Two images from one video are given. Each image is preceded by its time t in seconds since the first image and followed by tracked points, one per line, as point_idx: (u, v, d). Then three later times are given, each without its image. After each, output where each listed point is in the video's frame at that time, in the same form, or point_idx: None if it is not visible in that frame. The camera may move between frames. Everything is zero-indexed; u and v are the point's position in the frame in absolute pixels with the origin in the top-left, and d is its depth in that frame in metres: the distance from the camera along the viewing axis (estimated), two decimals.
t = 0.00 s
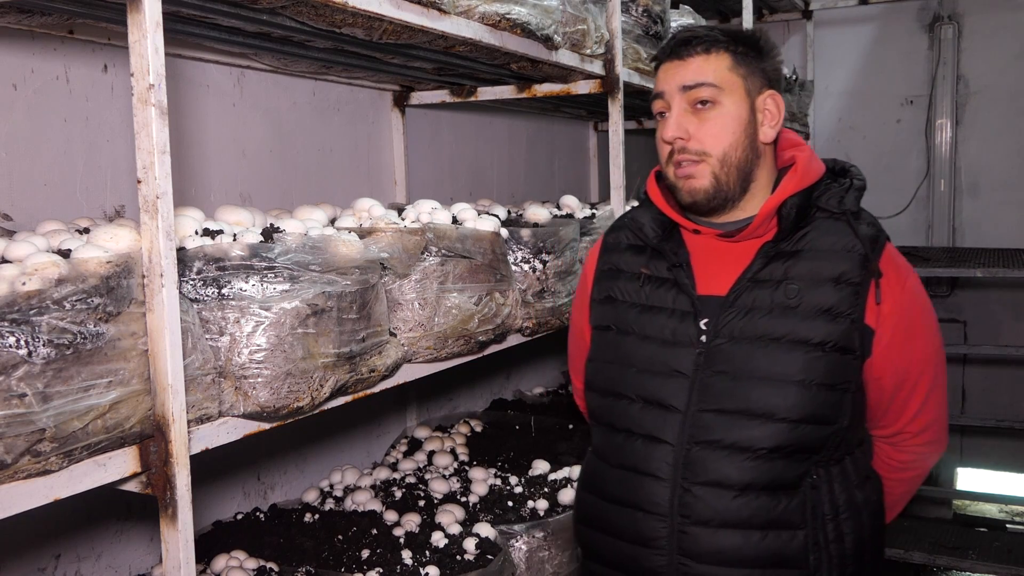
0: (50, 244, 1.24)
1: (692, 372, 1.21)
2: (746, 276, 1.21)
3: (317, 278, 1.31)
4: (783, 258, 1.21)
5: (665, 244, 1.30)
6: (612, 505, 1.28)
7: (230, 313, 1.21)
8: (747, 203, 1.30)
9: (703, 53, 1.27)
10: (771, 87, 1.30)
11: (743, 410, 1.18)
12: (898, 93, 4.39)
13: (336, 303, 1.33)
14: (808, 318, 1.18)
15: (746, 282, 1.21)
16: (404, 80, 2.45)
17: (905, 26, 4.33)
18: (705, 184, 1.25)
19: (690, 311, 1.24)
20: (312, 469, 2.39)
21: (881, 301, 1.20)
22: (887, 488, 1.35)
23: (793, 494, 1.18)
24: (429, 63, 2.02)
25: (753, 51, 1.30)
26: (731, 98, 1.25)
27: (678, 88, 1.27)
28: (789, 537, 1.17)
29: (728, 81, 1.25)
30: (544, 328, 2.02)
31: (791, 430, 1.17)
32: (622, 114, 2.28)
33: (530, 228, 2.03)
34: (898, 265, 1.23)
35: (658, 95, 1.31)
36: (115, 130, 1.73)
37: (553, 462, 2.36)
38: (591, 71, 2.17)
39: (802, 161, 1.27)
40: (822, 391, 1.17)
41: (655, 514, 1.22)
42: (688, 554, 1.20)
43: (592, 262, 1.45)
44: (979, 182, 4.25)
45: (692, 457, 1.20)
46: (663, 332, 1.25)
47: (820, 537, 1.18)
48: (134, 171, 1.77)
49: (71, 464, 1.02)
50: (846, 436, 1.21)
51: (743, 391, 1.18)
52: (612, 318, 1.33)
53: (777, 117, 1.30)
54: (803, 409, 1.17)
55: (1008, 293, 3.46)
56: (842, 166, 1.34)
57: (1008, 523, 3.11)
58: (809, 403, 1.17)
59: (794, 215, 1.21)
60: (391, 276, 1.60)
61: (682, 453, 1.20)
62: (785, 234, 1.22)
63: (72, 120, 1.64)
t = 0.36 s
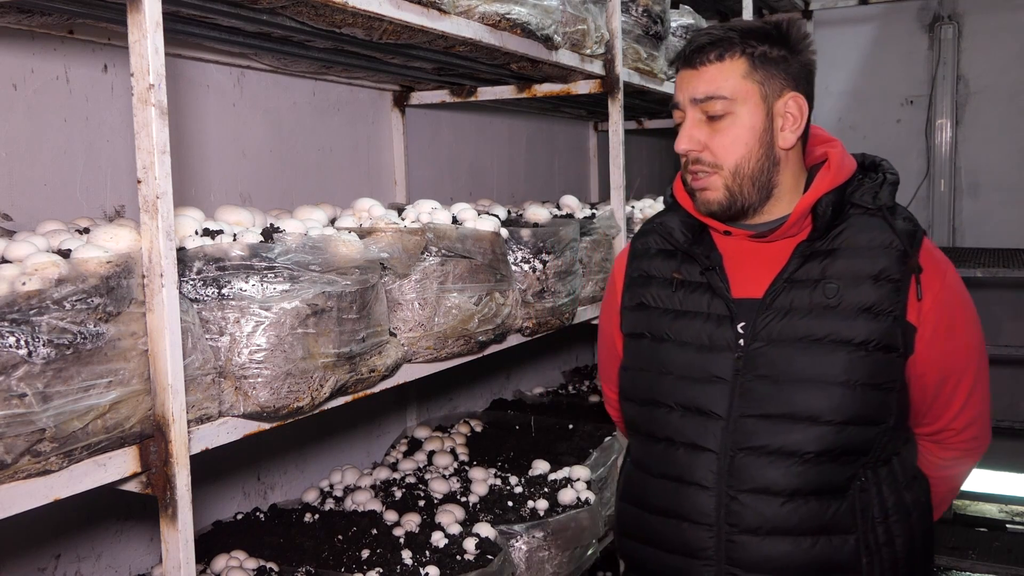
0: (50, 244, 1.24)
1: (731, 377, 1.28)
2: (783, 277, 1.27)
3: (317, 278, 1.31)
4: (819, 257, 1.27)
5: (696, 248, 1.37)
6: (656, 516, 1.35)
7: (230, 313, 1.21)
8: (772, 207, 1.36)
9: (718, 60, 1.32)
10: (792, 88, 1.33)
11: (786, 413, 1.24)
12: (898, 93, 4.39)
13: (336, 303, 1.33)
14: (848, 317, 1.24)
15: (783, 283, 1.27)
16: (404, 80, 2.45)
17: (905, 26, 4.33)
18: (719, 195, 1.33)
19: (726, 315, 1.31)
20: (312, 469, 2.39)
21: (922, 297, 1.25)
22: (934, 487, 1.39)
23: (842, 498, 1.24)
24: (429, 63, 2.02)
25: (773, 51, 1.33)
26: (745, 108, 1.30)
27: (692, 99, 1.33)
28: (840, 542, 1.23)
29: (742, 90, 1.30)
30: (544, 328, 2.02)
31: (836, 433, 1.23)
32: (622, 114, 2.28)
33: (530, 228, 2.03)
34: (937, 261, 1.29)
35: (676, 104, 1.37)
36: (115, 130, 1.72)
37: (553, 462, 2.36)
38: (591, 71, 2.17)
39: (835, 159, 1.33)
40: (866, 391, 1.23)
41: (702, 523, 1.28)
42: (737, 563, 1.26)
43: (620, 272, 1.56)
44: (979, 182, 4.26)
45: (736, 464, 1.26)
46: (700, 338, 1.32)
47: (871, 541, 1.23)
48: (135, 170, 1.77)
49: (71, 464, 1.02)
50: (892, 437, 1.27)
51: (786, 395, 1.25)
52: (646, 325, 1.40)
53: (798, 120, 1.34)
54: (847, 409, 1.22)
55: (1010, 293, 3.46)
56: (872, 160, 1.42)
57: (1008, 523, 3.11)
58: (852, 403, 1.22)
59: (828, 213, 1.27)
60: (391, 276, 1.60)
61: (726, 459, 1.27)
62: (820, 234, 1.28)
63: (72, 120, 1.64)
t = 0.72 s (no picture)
0: (49, 244, 1.24)
1: (751, 384, 1.37)
2: (801, 280, 1.36)
3: (317, 278, 1.31)
4: (836, 258, 1.36)
5: (711, 255, 1.47)
6: (682, 525, 1.46)
7: (230, 313, 1.21)
8: (790, 211, 1.43)
9: (721, 66, 1.38)
10: (797, 88, 1.40)
11: (808, 418, 1.33)
12: (898, 93, 4.39)
13: (336, 302, 1.33)
14: (868, 319, 1.32)
15: (800, 286, 1.36)
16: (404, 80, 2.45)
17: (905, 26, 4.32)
18: (735, 201, 1.39)
19: (744, 320, 1.40)
20: (312, 470, 2.39)
21: (945, 295, 1.32)
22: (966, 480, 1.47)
23: (869, 504, 1.32)
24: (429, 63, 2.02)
25: (774, 54, 1.39)
26: (752, 112, 1.36)
27: (699, 108, 1.39)
28: (867, 549, 1.31)
29: (747, 95, 1.36)
30: (544, 328, 2.02)
31: (860, 436, 1.31)
32: (622, 114, 2.28)
33: (530, 228, 2.03)
34: (956, 259, 1.36)
35: (682, 114, 1.44)
36: (115, 130, 1.73)
37: (553, 462, 2.37)
38: (591, 71, 2.17)
39: (849, 157, 1.40)
40: (889, 394, 1.31)
41: (726, 532, 1.37)
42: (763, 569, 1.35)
43: (636, 282, 1.67)
44: (979, 182, 4.26)
45: (760, 472, 1.35)
46: (719, 346, 1.42)
47: (900, 548, 1.31)
48: (135, 170, 1.77)
49: (72, 464, 1.02)
50: (917, 441, 1.34)
51: (808, 399, 1.33)
52: (665, 335, 1.51)
53: (807, 118, 1.40)
54: (870, 414, 1.30)
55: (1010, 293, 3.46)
56: (887, 156, 1.49)
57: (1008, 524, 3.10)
58: (874, 407, 1.30)
59: (844, 213, 1.35)
60: (391, 276, 1.60)
61: (749, 467, 1.36)
62: (837, 236, 1.36)
63: (72, 121, 1.64)
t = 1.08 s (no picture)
0: (49, 244, 1.24)
1: (745, 384, 1.37)
2: (797, 281, 1.35)
3: (317, 278, 1.31)
4: (833, 260, 1.36)
5: (709, 254, 1.48)
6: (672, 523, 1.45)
7: (230, 313, 1.21)
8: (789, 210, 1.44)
9: (741, 59, 1.39)
10: (811, 89, 1.42)
11: (801, 419, 1.32)
12: (898, 93, 4.39)
13: (336, 302, 1.33)
14: (864, 321, 1.31)
15: (796, 286, 1.35)
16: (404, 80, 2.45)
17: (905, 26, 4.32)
18: (743, 195, 1.39)
19: (740, 319, 1.40)
20: (312, 469, 2.39)
21: (941, 299, 1.32)
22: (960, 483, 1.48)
23: (859, 506, 1.32)
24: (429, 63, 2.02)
25: (785, 54, 1.40)
26: (769, 107, 1.37)
27: (716, 97, 1.40)
28: (856, 551, 1.31)
29: (766, 89, 1.37)
30: (544, 328, 2.02)
31: (852, 438, 1.31)
32: (622, 114, 2.28)
33: (530, 228, 2.03)
34: (956, 263, 1.35)
35: (696, 104, 1.44)
36: (115, 130, 1.72)
37: (553, 462, 2.37)
38: (591, 71, 2.17)
39: (848, 158, 1.40)
40: (883, 395, 1.30)
41: (716, 532, 1.37)
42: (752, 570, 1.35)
43: (633, 281, 1.67)
44: (979, 182, 4.26)
45: (751, 472, 1.35)
46: (714, 345, 1.42)
47: (889, 551, 1.31)
48: (135, 171, 1.77)
49: (71, 465, 1.02)
50: (910, 443, 1.34)
51: (801, 400, 1.33)
52: (660, 333, 1.51)
53: (817, 119, 1.42)
54: (862, 416, 1.30)
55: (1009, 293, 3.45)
56: (888, 158, 1.49)
57: (1008, 524, 3.09)
58: (867, 409, 1.30)
59: (841, 214, 1.35)
60: (391, 276, 1.60)
61: (741, 467, 1.35)
62: (834, 238, 1.36)
63: (72, 120, 1.64)
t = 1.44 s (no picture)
0: (50, 244, 1.24)
1: (729, 380, 1.34)
2: (784, 280, 1.33)
3: (317, 277, 1.31)
4: (821, 260, 1.33)
5: (698, 249, 1.44)
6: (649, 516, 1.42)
7: (230, 313, 1.21)
8: (783, 208, 1.42)
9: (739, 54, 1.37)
10: (806, 88, 1.41)
11: (782, 418, 1.30)
12: (898, 93, 4.39)
13: (336, 302, 1.33)
14: (848, 322, 1.29)
15: (783, 286, 1.33)
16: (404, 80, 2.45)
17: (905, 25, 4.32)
18: (736, 190, 1.37)
19: (726, 317, 1.37)
20: (312, 469, 2.39)
21: (926, 304, 1.29)
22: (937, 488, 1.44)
23: (836, 505, 1.29)
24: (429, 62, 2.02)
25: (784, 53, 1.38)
26: (765, 103, 1.35)
27: (713, 91, 1.37)
28: (831, 548, 1.28)
29: (763, 85, 1.35)
30: (544, 328, 2.02)
31: (831, 437, 1.28)
32: (622, 114, 2.28)
33: (530, 228, 2.03)
34: (942, 267, 1.32)
35: (692, 98, 1.41)
36: (115, 130, 1.72)
37: (553, 463, 2.36)
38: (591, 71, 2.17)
39: (840, 161, 1.37)
40: (864, 397, 1.28)
41: (694, 526, 1.34)
42: (727, 565, 1.32)
43: (624, 272, 1.64)
44: (979, 182, 4.26)
45: (730, 468, 1.32)
46: (699, 341, 1.39)
47: (864, 550, 1.29)
48: (135, 171, 1.77)
49: (72, 464, 1.02)
50: (890, 443, 1.32)
51: (783, 399, 1.30)
52: (646, 326, 1.48)
53: (811, 118, 1.41)
54: (843, 416, 1.27)
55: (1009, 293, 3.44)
56: (880, 161, 1.45)
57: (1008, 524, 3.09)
58: (849, 409, 1.27)
59: (831, 215, 1.32)
60: (391, 276, 1.60)
61: (720, 463, 1.33)
62: (822, 238, 1.33)
63: (72, 120, 1.64)
